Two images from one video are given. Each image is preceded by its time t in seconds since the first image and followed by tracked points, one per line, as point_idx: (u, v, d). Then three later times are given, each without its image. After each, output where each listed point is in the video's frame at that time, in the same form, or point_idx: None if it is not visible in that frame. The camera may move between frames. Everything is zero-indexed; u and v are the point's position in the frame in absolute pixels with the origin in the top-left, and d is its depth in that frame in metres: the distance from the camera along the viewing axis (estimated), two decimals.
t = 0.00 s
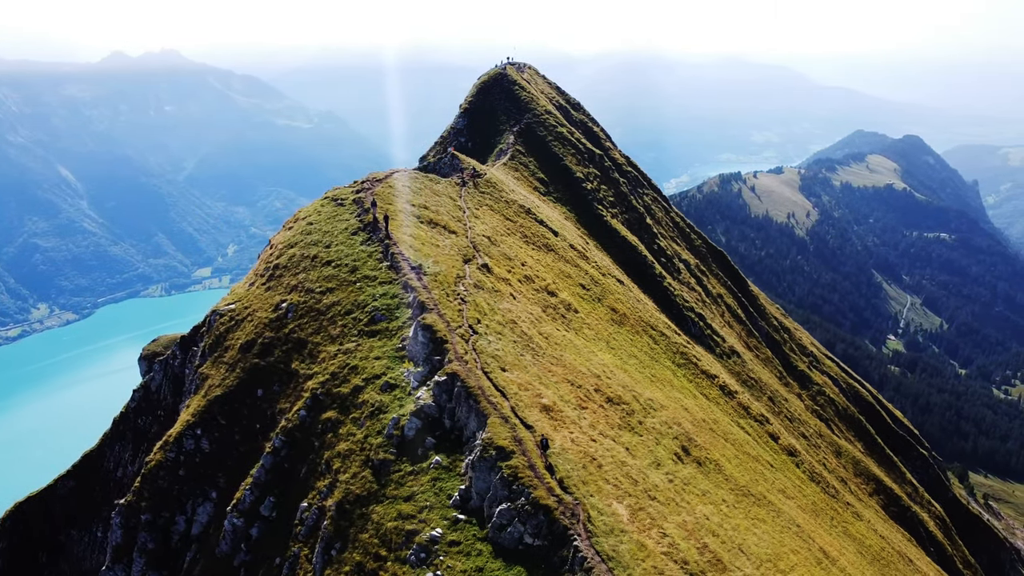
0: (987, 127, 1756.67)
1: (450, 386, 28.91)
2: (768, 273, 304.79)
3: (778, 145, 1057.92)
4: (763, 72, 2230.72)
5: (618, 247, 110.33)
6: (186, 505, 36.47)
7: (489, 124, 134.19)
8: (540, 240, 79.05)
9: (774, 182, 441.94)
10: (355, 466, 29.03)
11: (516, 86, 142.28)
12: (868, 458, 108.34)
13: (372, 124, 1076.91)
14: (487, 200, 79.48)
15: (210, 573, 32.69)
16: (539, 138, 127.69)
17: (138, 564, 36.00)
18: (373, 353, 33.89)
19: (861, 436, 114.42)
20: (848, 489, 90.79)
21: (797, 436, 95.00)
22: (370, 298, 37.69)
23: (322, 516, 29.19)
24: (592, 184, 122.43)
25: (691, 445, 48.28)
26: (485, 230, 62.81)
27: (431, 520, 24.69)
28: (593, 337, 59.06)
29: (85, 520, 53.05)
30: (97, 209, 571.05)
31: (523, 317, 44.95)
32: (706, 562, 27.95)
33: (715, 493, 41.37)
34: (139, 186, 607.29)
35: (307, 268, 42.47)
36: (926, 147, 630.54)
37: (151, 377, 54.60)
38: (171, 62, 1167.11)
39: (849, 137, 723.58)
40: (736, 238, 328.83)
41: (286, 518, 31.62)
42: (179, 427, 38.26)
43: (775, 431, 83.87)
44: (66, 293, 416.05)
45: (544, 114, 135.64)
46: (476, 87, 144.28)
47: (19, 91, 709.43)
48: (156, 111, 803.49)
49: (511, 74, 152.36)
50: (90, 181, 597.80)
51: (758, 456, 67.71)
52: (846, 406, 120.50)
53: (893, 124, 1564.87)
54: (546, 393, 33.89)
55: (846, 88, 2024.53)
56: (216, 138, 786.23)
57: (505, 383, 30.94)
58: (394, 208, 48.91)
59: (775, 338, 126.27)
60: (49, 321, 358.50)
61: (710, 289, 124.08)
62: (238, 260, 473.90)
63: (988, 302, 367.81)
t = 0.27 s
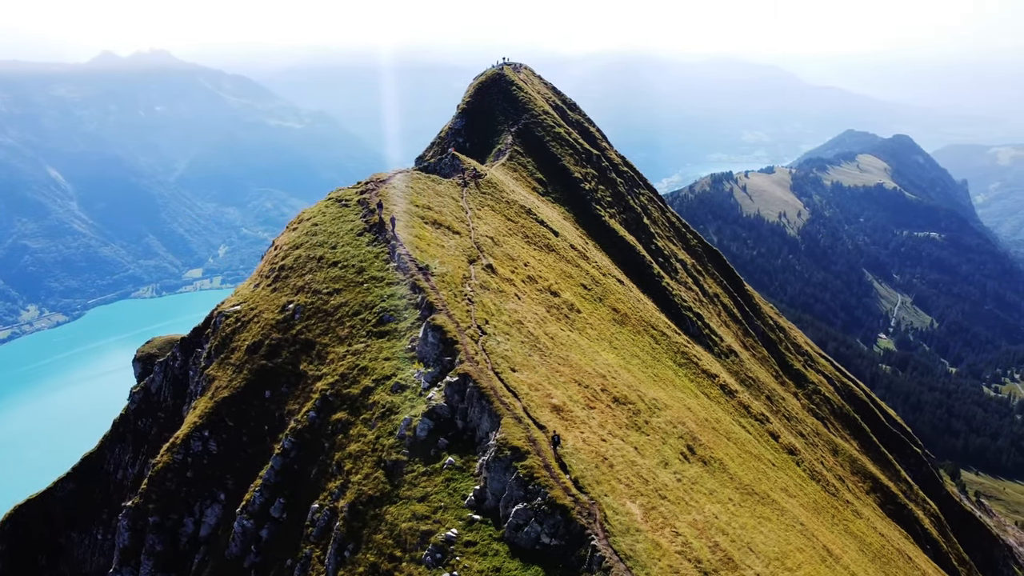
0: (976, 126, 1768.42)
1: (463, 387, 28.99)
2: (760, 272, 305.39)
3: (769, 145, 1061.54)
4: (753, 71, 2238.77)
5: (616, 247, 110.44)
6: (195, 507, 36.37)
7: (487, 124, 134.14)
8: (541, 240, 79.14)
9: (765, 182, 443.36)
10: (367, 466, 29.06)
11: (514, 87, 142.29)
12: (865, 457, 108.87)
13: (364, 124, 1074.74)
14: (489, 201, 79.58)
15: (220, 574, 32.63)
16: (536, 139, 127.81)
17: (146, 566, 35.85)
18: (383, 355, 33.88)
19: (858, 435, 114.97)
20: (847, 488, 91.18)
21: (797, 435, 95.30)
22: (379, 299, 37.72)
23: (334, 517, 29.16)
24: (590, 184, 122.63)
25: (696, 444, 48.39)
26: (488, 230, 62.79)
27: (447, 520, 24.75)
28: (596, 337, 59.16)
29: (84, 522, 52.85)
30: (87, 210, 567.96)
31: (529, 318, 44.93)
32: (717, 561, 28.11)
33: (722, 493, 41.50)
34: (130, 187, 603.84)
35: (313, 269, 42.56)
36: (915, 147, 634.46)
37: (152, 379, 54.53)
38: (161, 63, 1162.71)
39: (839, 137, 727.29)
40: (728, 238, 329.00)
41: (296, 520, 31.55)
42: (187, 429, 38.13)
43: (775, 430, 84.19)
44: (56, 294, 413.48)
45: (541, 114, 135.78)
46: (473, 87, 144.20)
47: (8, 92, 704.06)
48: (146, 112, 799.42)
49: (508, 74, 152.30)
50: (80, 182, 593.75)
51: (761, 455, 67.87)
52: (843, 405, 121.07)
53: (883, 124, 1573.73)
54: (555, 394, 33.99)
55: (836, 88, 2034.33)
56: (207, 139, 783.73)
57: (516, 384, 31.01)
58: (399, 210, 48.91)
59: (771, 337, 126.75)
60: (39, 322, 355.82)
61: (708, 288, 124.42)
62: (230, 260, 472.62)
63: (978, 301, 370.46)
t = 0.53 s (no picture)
0: (966, 125, 1779.10)
1: (475, 387, 29.05)
2: (752, 271, 306.06)
3: (760, 144, 1064.77)
4: (744, 71, 2244.34)
5: (614, 246, 110.59)
6: (202, 509, 36.31)
7: (485, 124, 134.03)
8: (543, 241, 79.26)
9: (756, 181, 444.40)
10: (379, 466, 29.07)
11: (511, 87, 142.38)
12: (862, 456, 109.41)
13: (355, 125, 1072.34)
14: (490, 201, 79.76)
15: None
16: (535, 138, 127.98)
17: (153, 567, 35.79)
18: (394, 354, 33.88)
19: (854, 434, 115.51)
20: (845, 485, 91.50)
21: (795, 433, 95.54)
22: (386, 300, 37.76)
23: (346, 517, 29.19)
24: (588, 184, 122.81)
25: (701, 445, 48.49)
26: (491, 231, 62.89)
27: (460, 521, 24.80)
28: (599, 336, 59.22)
29: (84, 525, 52.54)
30: (77, 211, 564.65)
31: (534, 318, 45.07)
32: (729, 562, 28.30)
33: (728, 491, 41.60)
34: (119, 188, 600.72)
35: (320, 270, 42.51)
36: (905, 146, 637.88)
37: (154, 379, 54.62)
38: (151, 63, 1156.53)
39: (830, 136, 730.09)
40: (720, 237, 329.28)
41: (307, 520, 31.51)
42: (193, 429, 38.13)
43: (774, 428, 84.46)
44: (45, 296, 411.06)
45: (539, 114, 135.99)
46: (471, 87, 144.16)
47: None
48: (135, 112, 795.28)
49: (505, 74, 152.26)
50: (70, 183, 590.50)
51: (761, 453, 68.12)
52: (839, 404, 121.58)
53: (873, 124, 1581.08)
54: (564, 394, 33.91)
55: (826, 88, 2042.56)
56: (198, 139, 780.33)
57: (524, 382, 31.02)
58: (404, 210, 48.78)
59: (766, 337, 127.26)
60: (28, 324, 353.06)
61: (705, 288, 124.70)
62: (222, 261, 471.23)
63: (968, 299, 372.64)
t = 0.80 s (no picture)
0: (954, 125, 1793.65)
1: (485, 387, 29.15)
2: (744, 270, 306.58)
3: (751, 144, 1069.09)
4: (735, 71, 2250.66)
5: (612, 246, 110.74)
6: (210, 510, 36.21)
7: (482, 124, 133.83)
8: (543, 241, 79.26)
9: (747, 181, 445.48)
10: (389, 467, 29.12)
11: (508, 87, 142.38)
12: (858, 454, 110.07)
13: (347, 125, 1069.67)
14: (491, 201, 79.81)
15: None
16: (532, 139, 128.01)
17: (161, 569, 35.68)
18: (402, 355, 33.92)
19: (851, 432, 116.19)
20: (844, 483, 91.89)
21: (793, 432, 95.86)
22: (394, 301, 37.77)
23: (357, 519, 29.16)
24: (585, 184, 122.93)
25: (706, 444, 48.67)
26: (493, 231, 62.89)
27: (475, 521, 24.84)
28: (601, 335, 59.33)
29: (84, 528, 52.26)
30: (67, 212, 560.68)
31: (539, 318, 45.10)
32: (739, 558, 28.55)
33: (734, 490, 41.72)
34: (109, 189, 596.65)
35: (325, 271, 42.46)
36: (895, 146, 642.18)
37: (153, 380, 54.34)
38: (140, 64, 1148.19)
39: (820, 136, 733.84)
40: (712, 236, 329.46)
41: (317, 522, 31.42)
42: (200, 432, 38.01)
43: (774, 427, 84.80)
44: (35, 297, 407.92)
45: (536, 114, 136.01)
46: (468, 88, 144.02)
47: None
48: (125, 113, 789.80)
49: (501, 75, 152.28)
50: (59, 184, 585.77)
51: (763, 452, 68.35)
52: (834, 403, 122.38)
53: (863, 123, 1589.44)
54: (572, 393, 34.03)
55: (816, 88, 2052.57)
56: (188, 139, 776.74)
57: (534, 381, 31.06)
58: (408, 210, 48.74)
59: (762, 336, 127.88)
60: (18, 325, 349.89)
61: (701, 288, 125.04)
62: (214, 261, 469.97)
63: (957, 297, 375.42)
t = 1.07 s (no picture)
0: (944, 124, 1805.63)
1: (496, 388, 29.23)
2: (736, 269, 307.32)
3: (743, 143, 1072.34)
4: (726, 70, 2255.98)
5: (611, 245, 110.84)
6: (218, 512, 36.09)
7: (480, 124, 133.74)
8: (544, 240, 79.26)
9: (739, 180, 446.63)
10: (401, 468, 29.08)
11: (506, 87, 142.41)
12: (855, 453, 110.66)
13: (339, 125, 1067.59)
14: (491, 201, 79.84)
15: None
16: (530, 138, 128.06)
17: (169, 571, 35.54)
18: (410, 356, 33.93)
19: (847, 431, 116.82)
20: (842, 481, 92.30)
21: (792, 431, 96.12)
22: (401, 301, 37.79)
23: (368, 519, 29.13)
24: (583, 184, 123.14)
25: (709, 442, 48.77)
26: (495, 231, 62.91)
27: (488, 521, 24.92)
28: (604, 334, 59.38)
29: (83, 530, 51.99)
30: (56, 212, 556.47)
31: (544, 318, 45.16)
32: (749, 557, 28.72)
33: (738, 488, 41.88)
34: (100, 189, 593.02)
35: (330, 271, 42.42)
36: (885, 145, 646.00)
37: (153, 381, 54.06)
38: (129, 63, 1140.24)
39: (811, 135, 737.15)
40: (704, 235, 329.89)
41: (327, 522, 31.33)
42: (206, 433, 37.89)
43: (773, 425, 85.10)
44: (24, 299, 404.97)
45: (534, 114, 136.13)
46: (466, 87, 143.91)
47: None
48: (114, 113, 784.95)
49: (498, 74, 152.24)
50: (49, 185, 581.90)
51: (764, 450, 68.62)
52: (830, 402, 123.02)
53: (854, 123, 1597.61)
54: (580, 392, 34.10)
55: (807, 87, 2061.08)
56: (179, 139, 773.00)
57: (543, 381, 31.11)
58: (412, 211, 48.78)
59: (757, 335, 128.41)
60: (7, 326, 347.53)
61: (698, 287, 125.30)
62: (206, 262, 468.33)
63: (947, 296, 377.99)
